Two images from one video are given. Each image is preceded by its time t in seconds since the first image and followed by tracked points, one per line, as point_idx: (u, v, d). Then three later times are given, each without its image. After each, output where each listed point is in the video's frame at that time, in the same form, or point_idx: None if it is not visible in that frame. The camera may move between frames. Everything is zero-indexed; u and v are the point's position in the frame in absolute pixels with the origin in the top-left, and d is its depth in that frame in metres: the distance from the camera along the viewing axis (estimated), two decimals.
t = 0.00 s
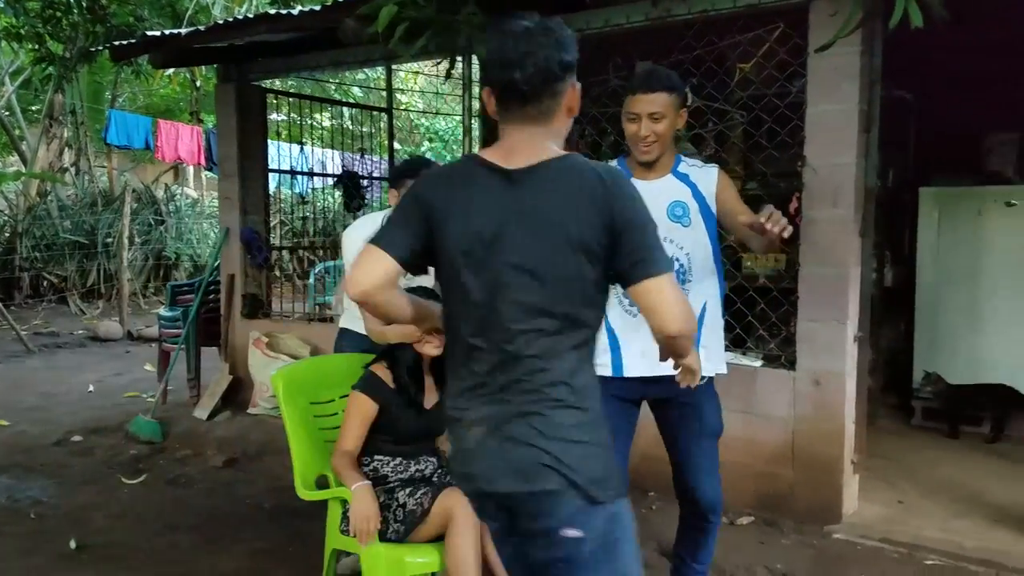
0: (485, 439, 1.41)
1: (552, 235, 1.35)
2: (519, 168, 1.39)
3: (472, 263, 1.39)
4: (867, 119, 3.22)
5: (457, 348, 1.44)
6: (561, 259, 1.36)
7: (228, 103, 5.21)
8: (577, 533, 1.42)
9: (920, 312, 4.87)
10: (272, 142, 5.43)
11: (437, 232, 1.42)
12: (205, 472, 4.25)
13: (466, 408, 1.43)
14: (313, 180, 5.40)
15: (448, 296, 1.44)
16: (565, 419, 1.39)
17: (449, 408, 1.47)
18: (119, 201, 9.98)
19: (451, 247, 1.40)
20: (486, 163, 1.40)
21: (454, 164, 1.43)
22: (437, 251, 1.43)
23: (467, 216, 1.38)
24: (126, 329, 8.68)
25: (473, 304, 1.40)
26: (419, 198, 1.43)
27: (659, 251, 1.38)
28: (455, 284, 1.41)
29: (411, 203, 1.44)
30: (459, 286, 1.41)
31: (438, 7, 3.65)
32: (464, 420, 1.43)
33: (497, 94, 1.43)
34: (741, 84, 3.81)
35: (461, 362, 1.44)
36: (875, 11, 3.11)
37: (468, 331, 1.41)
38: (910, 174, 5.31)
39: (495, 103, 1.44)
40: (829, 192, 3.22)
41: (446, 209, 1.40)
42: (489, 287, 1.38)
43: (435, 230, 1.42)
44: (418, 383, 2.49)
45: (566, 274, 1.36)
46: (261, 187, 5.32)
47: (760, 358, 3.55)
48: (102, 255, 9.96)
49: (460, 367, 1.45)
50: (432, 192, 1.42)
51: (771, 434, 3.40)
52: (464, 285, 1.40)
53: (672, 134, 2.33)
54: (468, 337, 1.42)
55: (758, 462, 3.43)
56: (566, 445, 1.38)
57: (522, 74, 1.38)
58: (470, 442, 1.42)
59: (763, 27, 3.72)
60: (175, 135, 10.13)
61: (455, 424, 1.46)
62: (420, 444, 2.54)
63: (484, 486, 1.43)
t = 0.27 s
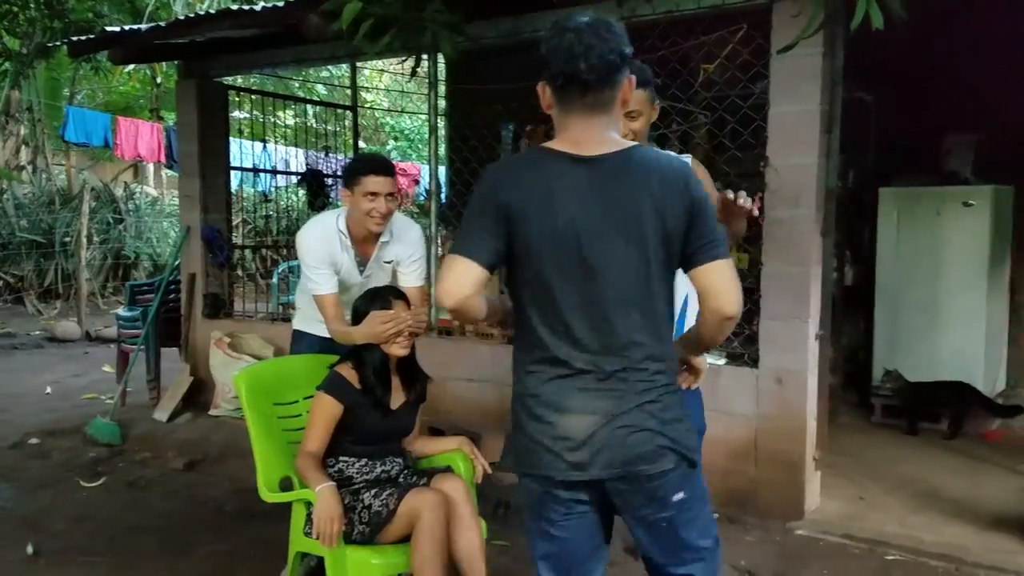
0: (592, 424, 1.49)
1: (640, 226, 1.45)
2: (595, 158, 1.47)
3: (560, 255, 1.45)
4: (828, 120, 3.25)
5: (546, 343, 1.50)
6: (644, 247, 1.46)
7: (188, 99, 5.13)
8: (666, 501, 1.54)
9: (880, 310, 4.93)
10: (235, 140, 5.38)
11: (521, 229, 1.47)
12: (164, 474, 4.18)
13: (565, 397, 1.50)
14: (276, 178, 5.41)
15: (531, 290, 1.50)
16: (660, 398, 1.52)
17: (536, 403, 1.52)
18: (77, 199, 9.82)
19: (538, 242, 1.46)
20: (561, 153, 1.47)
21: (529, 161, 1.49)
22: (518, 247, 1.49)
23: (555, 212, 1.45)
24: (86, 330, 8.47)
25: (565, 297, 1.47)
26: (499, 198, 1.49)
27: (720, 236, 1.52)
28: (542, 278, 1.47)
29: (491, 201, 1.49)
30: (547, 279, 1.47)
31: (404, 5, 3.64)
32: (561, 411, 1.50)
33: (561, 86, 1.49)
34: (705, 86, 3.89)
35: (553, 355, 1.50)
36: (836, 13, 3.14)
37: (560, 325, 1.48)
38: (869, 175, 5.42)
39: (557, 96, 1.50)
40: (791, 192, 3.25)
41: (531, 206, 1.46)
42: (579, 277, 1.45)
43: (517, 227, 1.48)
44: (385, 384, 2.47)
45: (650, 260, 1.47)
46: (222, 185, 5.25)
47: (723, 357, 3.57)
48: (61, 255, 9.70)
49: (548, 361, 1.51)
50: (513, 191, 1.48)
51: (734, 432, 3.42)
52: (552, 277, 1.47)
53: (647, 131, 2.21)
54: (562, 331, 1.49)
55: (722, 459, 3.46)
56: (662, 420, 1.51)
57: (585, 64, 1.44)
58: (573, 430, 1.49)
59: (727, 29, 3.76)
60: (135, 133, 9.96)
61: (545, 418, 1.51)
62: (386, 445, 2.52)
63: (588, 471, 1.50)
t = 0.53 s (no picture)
0: (699, 429, 1.54)
1: (727, 233, 1.55)
2: (681, 164, 1.55)
3: (668, 258, 1.49)
4: (792, 124, 3.28)
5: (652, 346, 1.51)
6: (729, 250, 1.55)
7: (149, 97, 5.04)
8: (725, 505, 1.64)
9: (842, 310, 5.00)
10: (195, 139, 5.30)
11: (633, 232, 1.48)
12: (125, 480, 4.11)
13: (675, 401, 1.52)
14: (239, 178, 5.34)
15: (636, 294, 1.50)
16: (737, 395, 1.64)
17: (638, 406, 1.52)
18: (30, 200, 9.57)
19: (649, 244, 1.48)
20: (651, 158, 1.53)
21: (626, 165, 1.51)
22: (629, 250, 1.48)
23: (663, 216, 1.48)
24: (41, 331, 8.32)
25: (676, 301, 1.50)
26: (608, 200, 1.48)
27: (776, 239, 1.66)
28: (651, 281, 1.49)
29: (603, 202, 1.48)
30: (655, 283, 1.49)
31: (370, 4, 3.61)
32: (670, 415, 1.52)
33: (635, 92, 1.55)
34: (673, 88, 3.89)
35: (661, 358, 1.51)
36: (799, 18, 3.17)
37: (668, 328, 1.51)
38: (831, 179, 5.48)
39: (633, 102, 1.56)
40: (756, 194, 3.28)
41: (643, 209, 1.48)
42: (685, 280, 1.50)
43: (622, 231, 1.48)
44: (352, 388, 2.44)
45: (735, 262, 1.57)
46: (183, 185, 5.16)
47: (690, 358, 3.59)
48: (15, 256, 9.52)
49: (652, 364, 1.52)
50: (619, 194, 1.48)
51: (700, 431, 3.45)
52: (663, 280, 1.49)
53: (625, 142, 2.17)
54: (672, 335, 1.51)
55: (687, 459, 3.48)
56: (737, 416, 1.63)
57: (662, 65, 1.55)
58: (682, 436, 1.52)
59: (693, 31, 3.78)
60: (93, 132, 9.78)
61: (650, 422, 1.52)
62: (351, 451, 2.50)
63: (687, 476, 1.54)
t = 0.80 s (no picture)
0: (723, 413, 1.67)
1: (745, 225, 1.73)
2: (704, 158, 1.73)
3: (709, 243, 1.64)
4: (754, 128, 3.33)
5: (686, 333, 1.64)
6: (749, 238, 1.74)
7: (108, 96, 4.97)
8: (733, 489, 1.80)
9: (801, 309, 5.08)
10: (155, 138, 5.22)
11: (683, 218, 1.61)
12: (85, 485, 4.05)
13: (705, 387, 1.65)
14: (200, 178, 5.30)
15: (682, 279, 1.63)
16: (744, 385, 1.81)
17: (673, 391, 1.64)
18: None
19: (695, 228, 1.62)
20: (679, 149, 1.70)
21: (668, 156, 1.66)
22: (679, 235, 1.61)
23: (703, 205, 1.64)
24: None
25: (711, 287, 1.64)
26: (665, 184, 1.59)
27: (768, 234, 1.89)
28: (694, 265, 1.63)
29: (661, 186, 1.59)
30: (698, 267, 1.63)
31: (334, 4, 3.59)
32: (703, 398, 1.65)
33: (646, 91, 1.74)
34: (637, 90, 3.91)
35: (694, 344, 1.65)
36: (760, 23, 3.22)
37: (703, 315, 1.65)
38: (791, 180, 5.56)
39: (647, 102, 1.74)
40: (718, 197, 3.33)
41: (689, 197, 1.62)
42: (719, 266, 1.66)
43: (681, 217, 1.61)
44: (318, 392, 2.43)
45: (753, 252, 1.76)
46: (143, 185, 5.09)
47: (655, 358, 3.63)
48: None
49: (685, 351, 1.65)
50: (676, 181, 1.61)
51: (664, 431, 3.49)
52: (702, 265, 1.63)
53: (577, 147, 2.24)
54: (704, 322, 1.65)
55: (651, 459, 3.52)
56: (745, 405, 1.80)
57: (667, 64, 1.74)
58: (711, 420, 1.66)
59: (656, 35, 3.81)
60: (50, 131, 9.59)
61: (683, 407, 1.64)
62: (318, 454, 2.48)
63: (712, 457, 1.68)
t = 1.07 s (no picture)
0: (722, 401, 1.78)
1: (723, 214, 1.82)
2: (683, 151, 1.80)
3: (701, 235, 1.72)
4: (713, 126, 3.37)
5: (689, 327, 1.73)
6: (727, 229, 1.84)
7: (64, 91, 4.89)
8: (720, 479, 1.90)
9: (761, 305, 5.16)
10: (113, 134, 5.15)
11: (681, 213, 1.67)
12: (42, 485, 3.99)
13: (708, 377, 1.75)
14: (158, 174, 5.21)
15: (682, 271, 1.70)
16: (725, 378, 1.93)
17: (682, 384, 1.72)
18: None
19: (690, 221, 1.69)
20: (660, 143, 1.76)
21: (655, 152, 1.71)
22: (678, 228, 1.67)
23: (696, 199, 1.71)
24: None
25: (705, 277, 1.74)
26: (666, 181, 1.65)
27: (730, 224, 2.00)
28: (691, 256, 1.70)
29: (663, 183, 1.64)
30: (694, 258, 1.71)
31: None
32: (706, 388, 1.75)
33: (616, 93, 1.77)
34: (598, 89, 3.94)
35: (697, 337, 1.74)
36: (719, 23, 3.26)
37: (701, 307, 1.74)
38: (751, 178, 5.64)
39: (618, 104, 1.77)
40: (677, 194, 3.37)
41: (684, 191, 1.68)
42: (709, 256, 1.75)
43: (681, 209, 1.67)
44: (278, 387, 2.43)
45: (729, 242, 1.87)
46: (101, 181, 5.02)
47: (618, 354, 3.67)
48: None
49: (689, 346, 1.73)
50: (673, 176, 1.67)
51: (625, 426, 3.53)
52: (697, 256, 1.71)
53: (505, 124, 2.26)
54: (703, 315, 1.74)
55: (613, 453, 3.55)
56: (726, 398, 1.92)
57: (635, 65, 1.78)
58: (714, 409, 1.76)
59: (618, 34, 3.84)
60: (5, 127, 9.41)
61: (691, 399, 1.73)
62: (277, 452, 2.47)
63: (714, 447, 1.77)
